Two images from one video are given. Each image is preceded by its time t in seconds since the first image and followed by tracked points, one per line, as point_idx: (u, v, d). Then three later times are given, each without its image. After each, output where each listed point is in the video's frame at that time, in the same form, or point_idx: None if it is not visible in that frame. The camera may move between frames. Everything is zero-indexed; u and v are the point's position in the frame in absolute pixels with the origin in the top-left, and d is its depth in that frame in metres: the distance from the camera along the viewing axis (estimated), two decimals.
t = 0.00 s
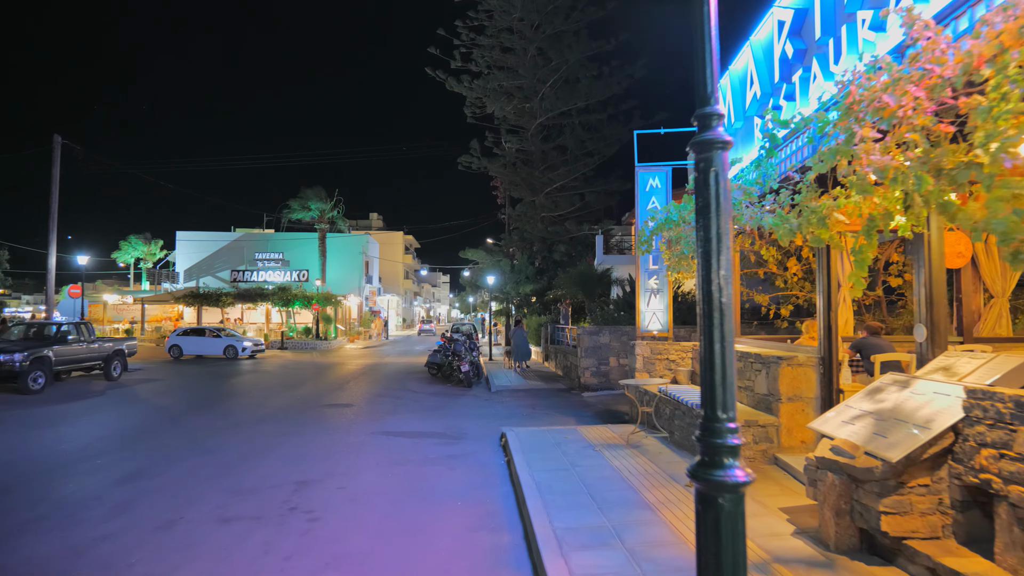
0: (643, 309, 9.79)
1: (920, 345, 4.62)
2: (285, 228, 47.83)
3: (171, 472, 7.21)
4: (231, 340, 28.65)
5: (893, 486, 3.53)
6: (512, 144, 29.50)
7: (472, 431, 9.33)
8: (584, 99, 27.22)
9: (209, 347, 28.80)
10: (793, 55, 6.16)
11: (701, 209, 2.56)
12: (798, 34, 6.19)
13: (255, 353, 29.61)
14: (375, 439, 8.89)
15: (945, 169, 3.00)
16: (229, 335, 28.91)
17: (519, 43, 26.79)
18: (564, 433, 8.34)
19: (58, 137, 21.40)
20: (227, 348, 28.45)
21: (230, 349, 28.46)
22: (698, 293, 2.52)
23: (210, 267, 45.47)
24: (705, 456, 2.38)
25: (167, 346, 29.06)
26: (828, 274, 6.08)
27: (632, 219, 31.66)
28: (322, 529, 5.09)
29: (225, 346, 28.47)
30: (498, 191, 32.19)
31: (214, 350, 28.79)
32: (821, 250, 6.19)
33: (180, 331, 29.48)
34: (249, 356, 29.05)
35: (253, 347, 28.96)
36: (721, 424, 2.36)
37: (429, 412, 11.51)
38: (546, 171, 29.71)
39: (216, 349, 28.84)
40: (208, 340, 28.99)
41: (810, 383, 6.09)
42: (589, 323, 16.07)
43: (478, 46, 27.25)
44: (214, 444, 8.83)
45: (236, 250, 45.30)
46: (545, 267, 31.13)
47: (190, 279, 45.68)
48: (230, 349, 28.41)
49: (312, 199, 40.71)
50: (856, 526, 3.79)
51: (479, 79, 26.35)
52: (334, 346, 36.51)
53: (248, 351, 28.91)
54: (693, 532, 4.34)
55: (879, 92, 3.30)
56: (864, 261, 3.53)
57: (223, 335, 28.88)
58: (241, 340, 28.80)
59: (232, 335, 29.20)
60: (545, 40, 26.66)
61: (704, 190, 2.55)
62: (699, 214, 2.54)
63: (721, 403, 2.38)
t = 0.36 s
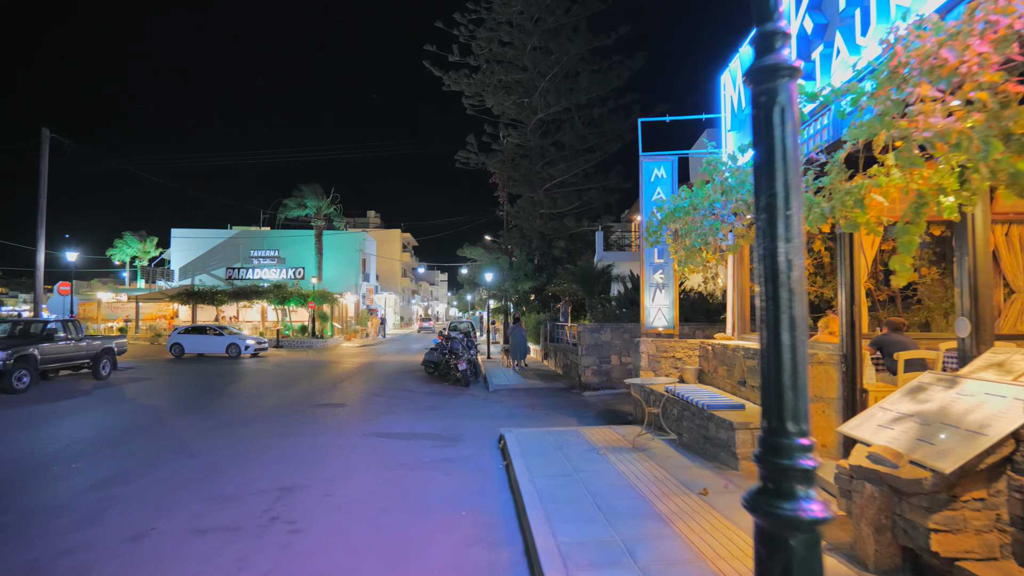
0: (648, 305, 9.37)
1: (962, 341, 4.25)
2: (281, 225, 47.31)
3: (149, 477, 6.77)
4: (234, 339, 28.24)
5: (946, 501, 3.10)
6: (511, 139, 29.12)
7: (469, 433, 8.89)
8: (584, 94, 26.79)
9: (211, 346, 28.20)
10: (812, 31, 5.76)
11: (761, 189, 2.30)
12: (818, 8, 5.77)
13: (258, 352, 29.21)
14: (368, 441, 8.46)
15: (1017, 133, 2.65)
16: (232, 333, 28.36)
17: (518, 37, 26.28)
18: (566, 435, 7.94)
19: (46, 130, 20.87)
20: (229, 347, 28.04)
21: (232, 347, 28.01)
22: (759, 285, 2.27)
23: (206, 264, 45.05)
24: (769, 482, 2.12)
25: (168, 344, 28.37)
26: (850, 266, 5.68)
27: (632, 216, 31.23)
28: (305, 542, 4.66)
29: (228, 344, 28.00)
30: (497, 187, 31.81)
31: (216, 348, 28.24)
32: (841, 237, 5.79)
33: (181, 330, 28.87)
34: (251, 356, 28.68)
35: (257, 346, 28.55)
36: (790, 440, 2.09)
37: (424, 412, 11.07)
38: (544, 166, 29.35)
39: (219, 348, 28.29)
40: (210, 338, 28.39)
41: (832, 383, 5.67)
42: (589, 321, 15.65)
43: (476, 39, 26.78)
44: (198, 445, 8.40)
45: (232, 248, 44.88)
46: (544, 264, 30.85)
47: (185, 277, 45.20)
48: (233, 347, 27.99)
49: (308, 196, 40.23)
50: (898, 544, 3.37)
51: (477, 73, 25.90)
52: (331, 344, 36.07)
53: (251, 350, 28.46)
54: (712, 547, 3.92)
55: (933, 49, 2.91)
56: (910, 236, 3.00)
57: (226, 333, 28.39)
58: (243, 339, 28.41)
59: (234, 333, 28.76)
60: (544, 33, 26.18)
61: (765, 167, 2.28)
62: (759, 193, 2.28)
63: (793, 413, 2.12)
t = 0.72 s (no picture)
0: (658, 305, 8.92)
1: None
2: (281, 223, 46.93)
3: (130, 487, 6.38)
4: (242, 338, 27.99)
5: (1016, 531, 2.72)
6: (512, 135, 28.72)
7: (470, 438, 8.48)
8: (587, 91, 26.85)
9: (217, 345, 27.88)
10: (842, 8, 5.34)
11: (889, 186, 2.06)
12: None
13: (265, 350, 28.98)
14: (364, 447, 8.06)
15: None
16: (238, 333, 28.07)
17: (519, 31, 25.76)
18: (572, 442, 7.53)
19: (40, 126, 20.44)
20: (238, 347, 27.88)
21: (241, 346, 27.78)
22: (893, 300, 2.01)
23: (206, 263, 44.74)
24: (909, 558, 1.84)
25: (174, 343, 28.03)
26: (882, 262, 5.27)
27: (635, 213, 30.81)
28: (290, 565, 4.25)
29: (235, 343, 27.75)
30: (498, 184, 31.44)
31: (223, 348, 27.93)
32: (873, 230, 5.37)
33: (187, 329, 28.50)
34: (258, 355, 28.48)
35: (264, 345, 28.46)
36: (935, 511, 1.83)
37: (423, 416, 10.65)
38: (546, 162, 29.04)
39: (225, 347, 27.97)
40: (216, 338, 28.09)
41: (862, 390, 5.25)
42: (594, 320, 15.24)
43: (476, 34, 26.27)
44: (186, 452, 8.00)
45: (231, 246, 44.64)
46: (546, 262, 30.54)
47: (185, 275, 44.85)
48: (241, 346, 27.76)
49: (309, 193, 39.83)
50: None
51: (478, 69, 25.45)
52: (331, 343, 35.71)
53: (258, 348, 28.36)
54: None
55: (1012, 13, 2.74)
56: (985, 230, 2.73)
57: (233, 332, 28.07)
58: (251, 339, 28.21)
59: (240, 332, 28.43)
60: (545, 28, 25.65)
61: (896, 156, 2.03)
62: (893, 206, 2.02)
63: (943, 476, 1.85)
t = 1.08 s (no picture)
0: (672, 303, 8.46)
1: None
2: (283, 221, 46.52)
3: (110, 497, 5.94)
4: (251, 337, 27.59)
5: None
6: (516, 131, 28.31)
7: (475, 443, 8.03)
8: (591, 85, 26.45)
9: (226, 344, 27.55)
10: None
11: None
12: None
13: (274, 350, 28.63)
14: (362, 452, 7.61)
15: None
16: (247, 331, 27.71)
17: (522, 26, 25.25)
18: (583, 447, 7.10)
19: (37, 121, 20.03)
20: (247, 346, 27.47)
21: (251, 346, 27.39)
22: None
23: (207, 261, 44.41)
24: None
25: (182, 342, 27.71)
26: (926, 254, 4.79)
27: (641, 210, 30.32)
28: None
29: (244, 342, 27.38)
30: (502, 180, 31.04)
31: (231, 347, 27.60)
32: (915, 220, 4.92)
33: (195, 328, 28.12)
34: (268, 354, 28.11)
35: (274, 343, 28.11)
36: None
37: (425, 418, 10.20)
38: (551, 158, 28.71)
39: (234, 346, 27.63)
40: (224, 336, 27.78)
41: (903, 394, 4.81)
42: (601, 319, 14.77)
43: (479, 29, 25.77)
44: (174, 457, 7.57)
45: (233, 244, 44.29)
46: (550, 259, 30.23)
47: (187, 273, 44.54)
48: (251, 345, 27.37)
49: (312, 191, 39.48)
50: None
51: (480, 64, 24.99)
52: (333, 342, 35.31)
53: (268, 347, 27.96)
54: None
55: None
56: None
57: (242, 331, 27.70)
58: (261, 338, 27.80)
59: (249, 331, 28.05)
60: (549, 22, 25.13)
61: None
62: None
63: None
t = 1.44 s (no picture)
0: (683, 301, 8.05)
1: None
2: (284, 219, 46.20)
3: (87, 506, 5.57)
4: (259, 337, 27.30)
5: None
6: (519, 127, 27.91)
7: (476, 448, 7.63)
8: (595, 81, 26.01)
9: (235, 343, 27.29)
10: None
11: None
12: None
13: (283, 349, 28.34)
14: (357, 458, 7.22)
15: None
16: (256, 330, 27.44)
17: (526, 21, 24.80)
18: (592, 453, 6.70)
19: (32, 116, 19.68)
20: (256, 345, 27.20)
21: (259, 345, 27.09)
22: None
23: (208, 259, 44.13)
24: None
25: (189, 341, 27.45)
26: (971, 247, 4.38)
27: (647, 207, 29.89)
28: None
29: (253, 341, 27.11)
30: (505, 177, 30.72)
31: (240, 345, 27.31)
32: (959, 208, 4.50)
33: (202, 327, 27.84)
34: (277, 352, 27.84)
35: (283, 342, 27.84)
36: None
37: (425, 421, 9.82)
38: (554, 155, 28.37)
39: (243, 345, 27.35)
40: (232, 335, 27.51)
41: (943, 398, 4.40)
42: (607, 317, 14.37)
43: (482, 24, 25.33)
44: (159, 463, 7.19)
45: (234, 242, 44.02)
46: (555, 258, 29.77)
47: (188, 272, 44.32)
48: (260, 345, 27.07)
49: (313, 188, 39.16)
50: None
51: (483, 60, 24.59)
52: (334, 341, 35.00)
53: (277, 347, 27.68)
54: None
55: None
56: None
57: (251, 330, 27.44)
58: (270, 336, 27.50)
59: (259, 330, 27.78)
60: (553, 16, 24.66)
61: None
62: None
63: None
